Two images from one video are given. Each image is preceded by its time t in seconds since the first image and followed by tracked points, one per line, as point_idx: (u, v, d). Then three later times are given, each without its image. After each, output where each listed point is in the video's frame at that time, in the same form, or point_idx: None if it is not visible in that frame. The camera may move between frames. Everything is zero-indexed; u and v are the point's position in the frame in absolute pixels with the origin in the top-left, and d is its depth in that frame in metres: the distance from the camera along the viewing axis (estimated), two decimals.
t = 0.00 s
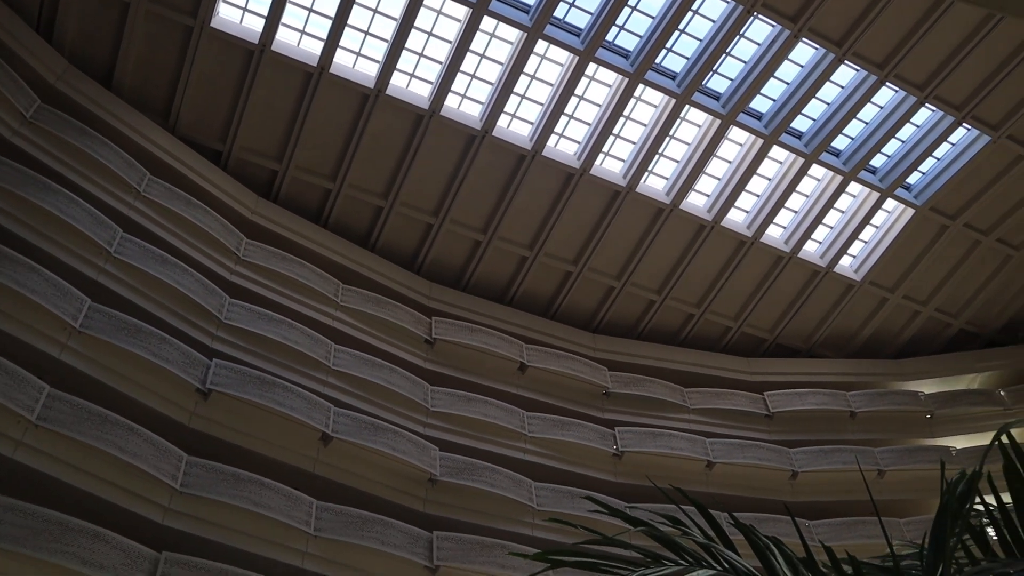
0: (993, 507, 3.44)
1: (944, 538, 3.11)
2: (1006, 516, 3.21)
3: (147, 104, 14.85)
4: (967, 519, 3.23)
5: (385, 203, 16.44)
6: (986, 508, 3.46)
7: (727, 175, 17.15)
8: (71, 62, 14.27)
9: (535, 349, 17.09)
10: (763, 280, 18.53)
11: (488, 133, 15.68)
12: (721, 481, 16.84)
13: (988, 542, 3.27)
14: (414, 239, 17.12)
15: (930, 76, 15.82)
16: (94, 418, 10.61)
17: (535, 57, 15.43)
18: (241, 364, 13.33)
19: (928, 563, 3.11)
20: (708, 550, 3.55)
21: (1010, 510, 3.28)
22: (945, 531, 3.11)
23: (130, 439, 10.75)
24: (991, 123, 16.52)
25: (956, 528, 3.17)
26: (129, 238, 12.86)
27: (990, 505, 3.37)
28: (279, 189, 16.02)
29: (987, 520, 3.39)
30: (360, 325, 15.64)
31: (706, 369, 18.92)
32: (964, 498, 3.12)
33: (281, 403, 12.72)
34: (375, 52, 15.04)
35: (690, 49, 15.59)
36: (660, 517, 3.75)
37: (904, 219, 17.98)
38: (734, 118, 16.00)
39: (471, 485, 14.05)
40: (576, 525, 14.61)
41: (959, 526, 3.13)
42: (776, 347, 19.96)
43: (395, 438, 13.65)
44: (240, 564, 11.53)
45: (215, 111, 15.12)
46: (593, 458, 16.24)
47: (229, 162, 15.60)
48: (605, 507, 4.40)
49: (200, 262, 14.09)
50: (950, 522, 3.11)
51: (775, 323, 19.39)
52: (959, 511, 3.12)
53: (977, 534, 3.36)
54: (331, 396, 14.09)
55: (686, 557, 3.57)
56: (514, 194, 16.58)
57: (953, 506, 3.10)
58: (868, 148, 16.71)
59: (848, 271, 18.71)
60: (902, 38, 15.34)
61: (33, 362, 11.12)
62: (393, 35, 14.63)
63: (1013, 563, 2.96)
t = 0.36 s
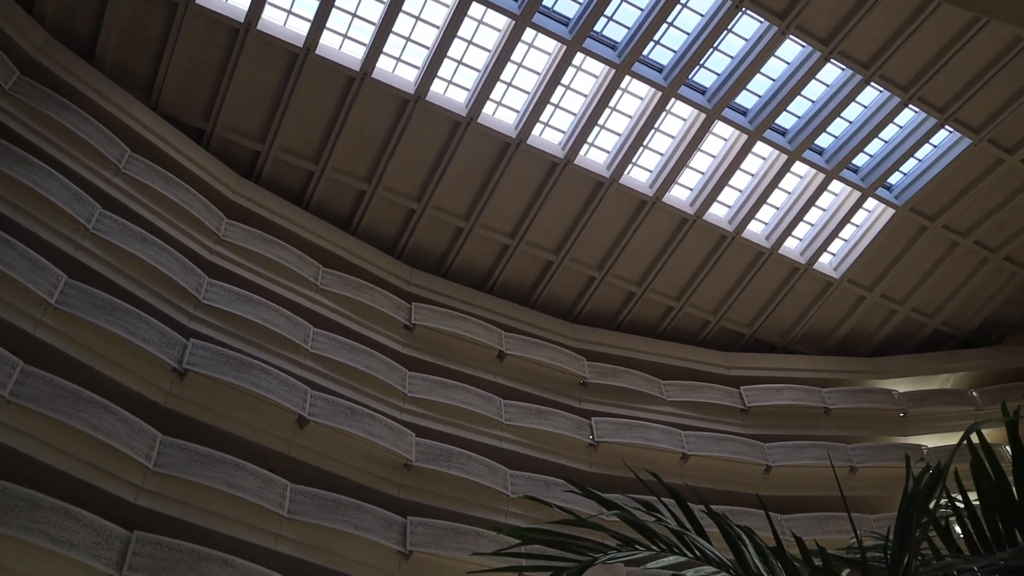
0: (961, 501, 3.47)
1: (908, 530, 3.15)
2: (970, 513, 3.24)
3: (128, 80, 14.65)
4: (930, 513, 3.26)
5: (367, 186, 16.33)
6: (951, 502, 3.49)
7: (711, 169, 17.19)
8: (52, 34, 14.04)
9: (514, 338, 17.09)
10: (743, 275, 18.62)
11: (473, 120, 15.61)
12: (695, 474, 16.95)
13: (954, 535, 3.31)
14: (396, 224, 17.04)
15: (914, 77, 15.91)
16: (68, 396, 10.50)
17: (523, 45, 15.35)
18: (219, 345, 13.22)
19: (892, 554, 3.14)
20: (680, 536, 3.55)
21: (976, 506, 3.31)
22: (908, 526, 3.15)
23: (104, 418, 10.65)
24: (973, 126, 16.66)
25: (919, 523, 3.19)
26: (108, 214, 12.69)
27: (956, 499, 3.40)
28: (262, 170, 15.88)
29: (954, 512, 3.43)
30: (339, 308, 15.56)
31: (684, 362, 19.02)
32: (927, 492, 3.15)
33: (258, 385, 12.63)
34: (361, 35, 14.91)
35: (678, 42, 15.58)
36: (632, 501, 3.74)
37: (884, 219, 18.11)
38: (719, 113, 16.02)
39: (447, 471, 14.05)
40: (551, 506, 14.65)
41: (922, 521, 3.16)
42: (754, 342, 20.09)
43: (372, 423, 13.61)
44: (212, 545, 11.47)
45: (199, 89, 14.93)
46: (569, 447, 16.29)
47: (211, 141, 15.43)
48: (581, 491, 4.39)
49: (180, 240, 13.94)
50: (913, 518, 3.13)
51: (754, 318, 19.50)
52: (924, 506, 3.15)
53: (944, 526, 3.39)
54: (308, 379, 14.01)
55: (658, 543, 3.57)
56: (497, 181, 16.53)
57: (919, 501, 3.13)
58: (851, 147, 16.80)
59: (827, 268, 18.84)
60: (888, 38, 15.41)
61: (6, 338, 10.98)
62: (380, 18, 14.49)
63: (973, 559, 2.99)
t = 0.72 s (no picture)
0: (935, 491, 3.45)
1: (880, 515, 3.11)
2: (944, 504, 3.23)
3: (112, 49, 14.39)
4: (903, 502, 3.23)
5: (352, 164, 16.18)
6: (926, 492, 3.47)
7: (697, 157, 17.16)
8: None
9: (496, 320, 17.04)
10: (725, 264, 18.65)
11: (460, 100, 15.47)
12: (672, 460, 17.04)
13: (927, 525, 3.30)
14: (381, 203, 16.92)
15: (902, 71, 15.90)
16: (45, 368, 10.35)
17: (512, 27, 15.20)
18: (199, 320, 13.08)
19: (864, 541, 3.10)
20: (654, 520, 3.52)
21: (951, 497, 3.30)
22: (880, 514, 3.11)
23: (80, 391, 10.51)
24: (958, 122, 16.70)
25: (891, 511, 3.16)
26: (88, 185, 12.48)
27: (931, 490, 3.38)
28: (246, 145, 15.69)
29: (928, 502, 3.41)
30: (320, 286, 15.43)
31: (664, 349, 19.07)
32: (900, 479, 3.11)
33: (237, 361, 12.52)
34: (350, 11, 14.70)
35: (668, 29, 15.49)
36: (607, 485, 3.71)
37: (867, 212, 18.17)
38: (707, 101, 15.95)
39: (425, 452, 14.01)
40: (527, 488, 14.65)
41: (894, 510, 3.12)
42: (734, 330, 20.17)
43: (351, 402, 13.54)
44: (188, 520, 11.40)
45: (183, 61, 14.69)
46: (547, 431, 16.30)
47: (195, 114, 15.21)
48: (558, 474, 4.35)
49: (161, 213, 13.75)
50: (885, 507, 3.09)
51: (735, 307, 19.56)
52: (896, 493, 3.11)
53: (917, 515, 3.38)
54: (288, 356, 13.91)
55: (632, 527, 3.54)
56: (483, 163, 16.43)
57: (891, 488, 3.09)
58: (837, 139, 16.81)
59: (809, 260, 18.90)
60: (878, 31, 15.37)
61: None
62: None
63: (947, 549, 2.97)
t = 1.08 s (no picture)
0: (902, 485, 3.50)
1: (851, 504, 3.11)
2: (913, 495, 3.26)
3: (95, 20, 14.16)
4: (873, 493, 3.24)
5: (337, 144, 16.05)
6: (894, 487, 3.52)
7: (682, 146, 17.15)
8: None
9: (477, 304, 17.02)
10: (707, 254, 18.71)
11: (447, 83, 15.36)
12: (650, 447, 17.14)
13: (896, 518, 3.35)
14: (365, 184, 16.81)
15: (888, 68, 15.95)
16: (22, 341, 10.22)
17: (502, 10, 15.09)
18: (179, 297, 12.97)
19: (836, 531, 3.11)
20: (626, 508, 3.52)
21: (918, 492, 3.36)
22: (850, 505, 3.12)
23: (57, 365, 10.39)
24: (942, 120, 16.79)
25: (862, 502, 3.18)
26: (69, 157, 12.29)
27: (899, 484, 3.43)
28: (230, 121, 15.52)
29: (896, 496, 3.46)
30: (302, 265, 15.33)
31: (644, 337, 19.13)
32: (870, 470, 3.12)
33: (217, 339, 12.43)
34: None
35: (657, 17, 15.45)
36: (582, 472, 3.70)
37: (850, 206, 18.26)
38: (694, 91, 15.92)
39: (403, 434, 14.00)
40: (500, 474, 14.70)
41: (863, 501, 3.14)
42: (714, 320, 20.28)
43: (330, 382, 13.50)
44: (164, 497, 11.33)
45: (168, 34, 14.48)
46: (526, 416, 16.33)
47: (179, 89, 15.02)
48: (528, 460, 4.33)
49: (142, 188, 13.59)
50: (856, 498, 3.11)
51: (716, 297, 19.65)
52: (867, 484, 3.12)
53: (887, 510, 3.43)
54: (268, 335, 13.83)
55: (604, 515, 3.53)
56: (468, 146, 16.35)
57: (863, 479, 3.10)
58: (822, 133, 16.86)
59: (791, 252, 18.99)
60: (866, 27, 15.40)
61: None
62: None
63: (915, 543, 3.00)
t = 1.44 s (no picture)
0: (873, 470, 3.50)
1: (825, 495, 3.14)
2: (883, 483, 3.27)
3: None
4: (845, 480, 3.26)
5: (322, 117, 15.88)
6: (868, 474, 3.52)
7: (669, 129, 17.10)
8: None
9: (460, 282, 16.95)
10: (691, 237, 18.73)
11: (435, 59, 15.19)
12: (628, 428, 17.23)
13: (867, 504, 3.33)
14: (350, 158, 16.67)
15: (877, 57, 15.94)
16: None
17: None
18: (160, 268, 12.84)
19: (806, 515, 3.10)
20: (601, 488, 3.50)
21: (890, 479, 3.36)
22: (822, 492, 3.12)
23: (34, 334, 10.26)
24: (927, 111, 16.83)
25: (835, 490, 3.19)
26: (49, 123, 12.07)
27: (872, 472, 3.42)
28: (214, 91, 15.32)
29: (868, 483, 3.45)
30: (284, 239, 15.19)
31: (626, 319, 19.17)
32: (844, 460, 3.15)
33: (198, 311, 12.32)
34: None
35: None
36: (558, 450, 3.67)
37: (834, 193, 18.31)
38: (683, 74, 15.83)
39: (383, 409, 13.97)
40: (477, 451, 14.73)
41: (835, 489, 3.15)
42: (697, 304, 20.36)
43: (310, 356, 13.43)
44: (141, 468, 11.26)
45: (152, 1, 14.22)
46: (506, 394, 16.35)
47: (163, 58, 14.79)
48: (505, 438, 4.30)
49: (124, 157, 13.39)
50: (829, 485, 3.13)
51: (698, 281, 19.70)
52: (841, 478, 3.16)
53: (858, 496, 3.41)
54: (249, 308, 13.73)
55: (579, 493, 3.50)
56: (455, 124, 16.22)
57: (836, 469, 3.12)
58: (809, 120, 16.85)
59: (774, 238, 19.04)
60: (855, 15, 15.36)
61: None
62: None
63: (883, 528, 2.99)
